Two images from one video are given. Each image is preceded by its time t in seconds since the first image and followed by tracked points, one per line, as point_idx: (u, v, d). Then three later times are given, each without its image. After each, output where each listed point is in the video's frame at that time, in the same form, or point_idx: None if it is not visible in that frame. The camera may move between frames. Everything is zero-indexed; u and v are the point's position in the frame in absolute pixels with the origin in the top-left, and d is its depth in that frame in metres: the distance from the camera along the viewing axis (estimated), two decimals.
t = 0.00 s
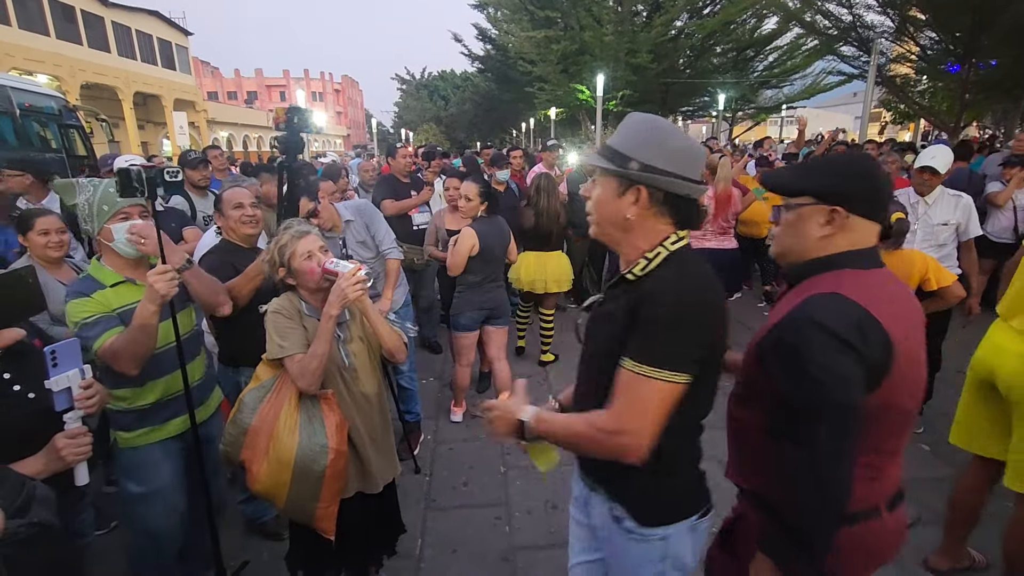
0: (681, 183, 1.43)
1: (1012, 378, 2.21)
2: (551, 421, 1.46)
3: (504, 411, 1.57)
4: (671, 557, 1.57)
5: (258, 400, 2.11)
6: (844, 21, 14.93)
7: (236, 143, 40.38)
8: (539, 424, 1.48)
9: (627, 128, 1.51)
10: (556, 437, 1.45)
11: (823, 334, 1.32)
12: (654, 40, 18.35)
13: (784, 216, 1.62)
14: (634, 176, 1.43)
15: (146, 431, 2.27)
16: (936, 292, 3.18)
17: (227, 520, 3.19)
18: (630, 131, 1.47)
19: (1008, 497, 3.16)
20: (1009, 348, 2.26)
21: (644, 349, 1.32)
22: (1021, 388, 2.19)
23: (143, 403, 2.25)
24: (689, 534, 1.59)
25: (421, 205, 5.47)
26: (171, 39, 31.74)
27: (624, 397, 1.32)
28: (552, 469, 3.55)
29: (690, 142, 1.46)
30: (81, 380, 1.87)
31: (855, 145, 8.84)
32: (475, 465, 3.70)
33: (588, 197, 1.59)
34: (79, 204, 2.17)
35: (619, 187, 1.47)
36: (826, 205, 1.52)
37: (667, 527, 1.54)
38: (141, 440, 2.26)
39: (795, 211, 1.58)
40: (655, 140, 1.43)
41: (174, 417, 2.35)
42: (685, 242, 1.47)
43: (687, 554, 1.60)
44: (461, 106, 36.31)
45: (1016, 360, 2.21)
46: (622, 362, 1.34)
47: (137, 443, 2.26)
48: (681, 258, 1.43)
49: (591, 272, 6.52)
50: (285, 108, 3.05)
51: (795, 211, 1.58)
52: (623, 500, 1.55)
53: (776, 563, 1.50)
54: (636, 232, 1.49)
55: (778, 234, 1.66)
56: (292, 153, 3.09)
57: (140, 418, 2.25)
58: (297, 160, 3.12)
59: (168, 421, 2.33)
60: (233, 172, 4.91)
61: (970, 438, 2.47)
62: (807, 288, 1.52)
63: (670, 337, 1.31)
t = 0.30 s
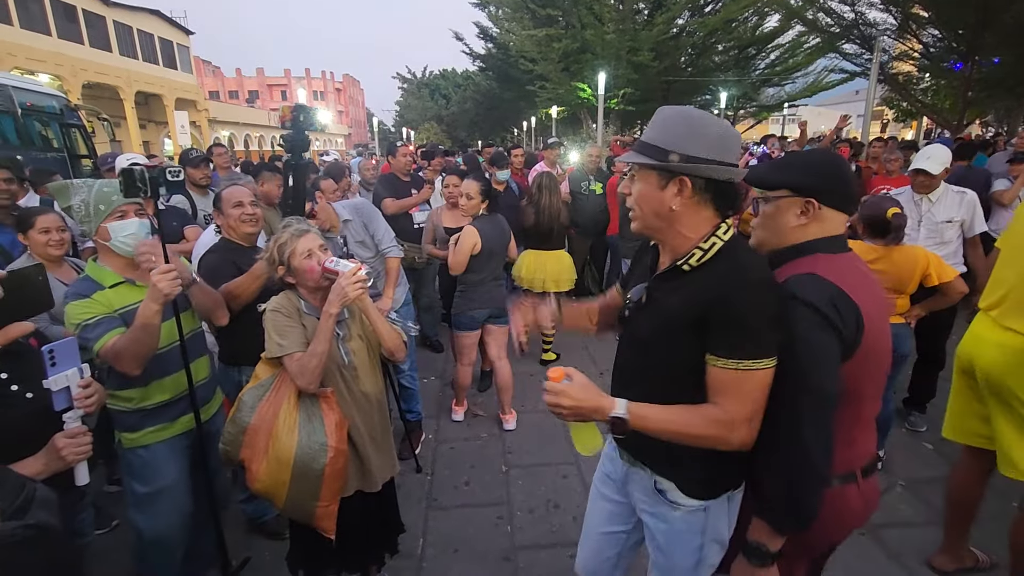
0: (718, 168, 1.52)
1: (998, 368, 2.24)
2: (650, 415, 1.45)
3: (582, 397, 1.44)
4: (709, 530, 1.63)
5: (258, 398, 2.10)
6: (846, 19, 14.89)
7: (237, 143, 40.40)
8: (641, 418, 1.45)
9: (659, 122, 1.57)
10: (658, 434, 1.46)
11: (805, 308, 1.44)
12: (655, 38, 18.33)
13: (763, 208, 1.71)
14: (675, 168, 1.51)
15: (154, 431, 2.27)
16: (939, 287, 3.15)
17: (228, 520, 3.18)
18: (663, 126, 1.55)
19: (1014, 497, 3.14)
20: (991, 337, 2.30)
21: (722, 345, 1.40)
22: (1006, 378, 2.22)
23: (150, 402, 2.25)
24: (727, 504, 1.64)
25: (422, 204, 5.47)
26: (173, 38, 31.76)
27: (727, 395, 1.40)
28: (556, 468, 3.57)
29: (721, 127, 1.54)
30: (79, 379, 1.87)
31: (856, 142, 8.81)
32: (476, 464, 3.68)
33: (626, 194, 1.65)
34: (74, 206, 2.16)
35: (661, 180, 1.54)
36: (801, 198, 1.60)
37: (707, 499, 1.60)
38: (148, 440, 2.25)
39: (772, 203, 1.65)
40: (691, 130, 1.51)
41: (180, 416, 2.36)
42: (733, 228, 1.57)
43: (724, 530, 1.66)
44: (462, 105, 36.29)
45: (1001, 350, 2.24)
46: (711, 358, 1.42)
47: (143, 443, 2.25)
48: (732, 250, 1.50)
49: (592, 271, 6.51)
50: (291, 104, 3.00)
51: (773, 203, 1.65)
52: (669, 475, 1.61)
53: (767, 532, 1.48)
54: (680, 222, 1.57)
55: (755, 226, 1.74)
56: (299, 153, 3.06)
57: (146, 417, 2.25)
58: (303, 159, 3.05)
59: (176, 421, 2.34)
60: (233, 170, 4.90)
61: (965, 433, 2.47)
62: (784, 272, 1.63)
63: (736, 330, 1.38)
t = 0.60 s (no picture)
0: (696, 164, 1.58)
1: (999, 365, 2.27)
2: (679, 416, 1.52)
3: (610, 419, 1.51)
4: (681, 499, 1.77)
5: (257, 398, 2.10)
6: (846, 19, 14.89)
7: (237, 143, 40.38)
8: (675, 420, 1.52)
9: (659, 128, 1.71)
10: (688, 429, 1.52)
11: (801, 281, 1.74)
12: (655, 38, 18.32)
13: (752, 198, 2.04)
14: (657, 167, 1.63)
15: (142, 437, 2.24)
16: (935, 286, 3.15)
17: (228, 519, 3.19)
18: (661, 133, 1.65)
19: (1013, 496, 3.14)
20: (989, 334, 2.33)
21: (734, 334, 1.48)
22: (1007, 373, 2.25)
23: (134, 411, 2.22)
24: (697, 480, 1.79)
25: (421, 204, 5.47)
26: (172, 38, 31.74)
27: (748, 380, 1.49)
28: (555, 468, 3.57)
29: (703, 127, 1.60)
30: (79, 379, 1.86)
31: (856, 142, 8.80)
32: (475, 464, 3.69)
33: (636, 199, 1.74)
34: (51, 207, 2.11)
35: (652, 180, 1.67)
36: (786, 189, 1.94)
37: (682, 469, 1.74)
38: (134, 447, 2.21)
39: (761, 194, 1.99)
40: (677, 135, 1.62)
41: (167, 422, 2.33)
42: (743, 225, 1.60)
43: (694, 505, 1.80)
44: (462, 104, 36.27)
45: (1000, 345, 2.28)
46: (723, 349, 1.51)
47: (127, 451, 2.20)
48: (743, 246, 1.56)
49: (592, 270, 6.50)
50: (292, 103, 2.99)
51: (761, 194, 1.99)
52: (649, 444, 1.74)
53: (796, 481, 1.62)
54: (677, 220, 1.64)
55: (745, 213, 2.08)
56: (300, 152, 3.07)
57: (133, 424, 2.21)
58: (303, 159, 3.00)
59: (164, 426, 2.31)
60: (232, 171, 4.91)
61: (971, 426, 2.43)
62: (771, 254, 1.99)
63: (751, 314, 1.46)
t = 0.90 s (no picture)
0: (666, 166, 1.65)
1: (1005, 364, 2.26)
2: (660, 416, 1.55)
3: (597, 428, 1.59)
4: (668, 489, 1.81)
5: (256, 401, 2.12)
6: (844, 19, 14.92)
7: (235, 144, 40.37)
8: (650, 419, 1.55)
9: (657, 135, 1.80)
10: (672, 424, 1.55)
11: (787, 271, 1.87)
12: (653, 38, 18.34)
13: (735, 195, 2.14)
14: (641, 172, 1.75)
15: (126, 447, 2.14)
16: (930, 287, 3.16)
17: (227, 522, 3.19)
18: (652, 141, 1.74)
19: (1009, 496, 3.17)
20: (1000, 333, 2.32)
21: (709, 320, 1.51)
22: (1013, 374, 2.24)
23: (115, 421, 2.10)
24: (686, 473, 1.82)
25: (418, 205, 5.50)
26: (171, 39, 31.74)
27: (726, 364, 1.52)
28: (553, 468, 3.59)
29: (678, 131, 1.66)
30: (83, 382, 1.79)
31: (854, 142, 8.83)
32: (474, 464, 3.70)
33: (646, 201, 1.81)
34: (29, 212, 1.93)
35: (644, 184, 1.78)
36: (769, 186, 2.05)
37: (670, 461, 1.78)
38: (117, 459, 2.11)
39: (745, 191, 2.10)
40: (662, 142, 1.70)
41: (150, 431, 2.22)
42: (731, 221, 1.63)
43: (682, 496, 1.84)
44: (461, 105, 36.32)
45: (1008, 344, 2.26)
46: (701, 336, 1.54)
47: (117, 460, 2.12)
48: (723, 235, 1.58)
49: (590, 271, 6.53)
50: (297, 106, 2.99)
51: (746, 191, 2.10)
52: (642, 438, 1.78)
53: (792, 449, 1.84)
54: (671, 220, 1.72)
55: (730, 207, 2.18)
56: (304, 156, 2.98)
57: (121, 433, 2.11)
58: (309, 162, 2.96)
59: (146, 436, 2.21)
60: (231, 173, 4.91)
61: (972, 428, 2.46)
62: (757, 246, 2.08)
63: (727, 299, 1.50)
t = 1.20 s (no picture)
0: (668, 175, 1.69)
1: None
2: (634, 422, 1.58)
3: (580, 429, 1.65)
4: (677, 514, 1.77)
5: (258, 403, 2.12)
6: (841, 21, 14.97)
7: (233, 143, 40.31)
8: (625, 425, 1.58)
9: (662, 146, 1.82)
10: (646, 429, 1.57)
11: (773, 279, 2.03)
12: (651, 39, 18.36)
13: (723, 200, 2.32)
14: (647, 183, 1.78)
15: (117, 453, 2.09)
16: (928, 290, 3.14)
17: (227, 523, 3.19)
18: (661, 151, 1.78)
19: (1007, 496, 3.18)
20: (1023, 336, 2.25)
21: (693, 322, 1.50)
22: None
23: (110, 426, 2.06)
24: (695, 498, 1.76)
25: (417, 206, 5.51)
26: (169, 38, 31.69)
27: (701, 369, 1.49)
28: (553, 469, 3.60)
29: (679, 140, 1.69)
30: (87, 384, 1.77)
31: (852, 143, 8.84)
32: (474, 465, 3.71)
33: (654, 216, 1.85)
34: (17, 215, 1.87)
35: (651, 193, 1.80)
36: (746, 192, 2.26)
37: (675, 483, 1.76)
38: (108, 466, 2.07)
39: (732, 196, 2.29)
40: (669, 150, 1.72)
41: (140, 437, 2.17)
42: (732, 225, 1.61)
43: (698, 524, 1.77)
44: (459, 105, 36.33)
45: None
46: (684, 339, 1.53)
47: (112, 465, 2.08)
48: (723, 236, 1.57)
49: (589, 272, 6.55)
50: (303, 110, 3.01)
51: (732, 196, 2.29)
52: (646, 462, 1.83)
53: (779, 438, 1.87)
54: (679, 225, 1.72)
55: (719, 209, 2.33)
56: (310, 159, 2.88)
57: (115, 438, 2.08)
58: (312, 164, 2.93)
59: (135, 443, 2.15)
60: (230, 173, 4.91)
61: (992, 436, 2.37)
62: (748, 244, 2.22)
63: (710, 299, 1.48)
